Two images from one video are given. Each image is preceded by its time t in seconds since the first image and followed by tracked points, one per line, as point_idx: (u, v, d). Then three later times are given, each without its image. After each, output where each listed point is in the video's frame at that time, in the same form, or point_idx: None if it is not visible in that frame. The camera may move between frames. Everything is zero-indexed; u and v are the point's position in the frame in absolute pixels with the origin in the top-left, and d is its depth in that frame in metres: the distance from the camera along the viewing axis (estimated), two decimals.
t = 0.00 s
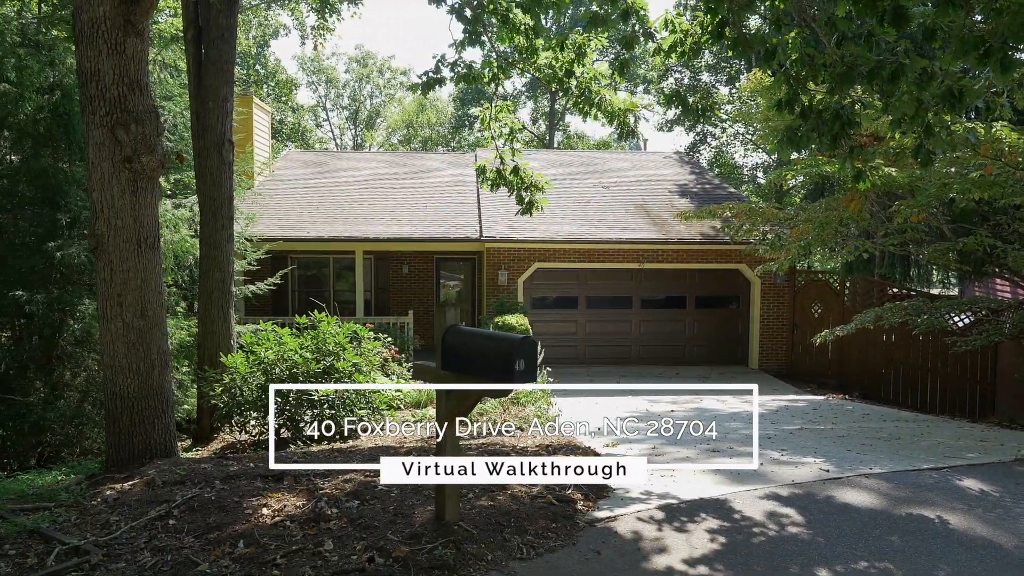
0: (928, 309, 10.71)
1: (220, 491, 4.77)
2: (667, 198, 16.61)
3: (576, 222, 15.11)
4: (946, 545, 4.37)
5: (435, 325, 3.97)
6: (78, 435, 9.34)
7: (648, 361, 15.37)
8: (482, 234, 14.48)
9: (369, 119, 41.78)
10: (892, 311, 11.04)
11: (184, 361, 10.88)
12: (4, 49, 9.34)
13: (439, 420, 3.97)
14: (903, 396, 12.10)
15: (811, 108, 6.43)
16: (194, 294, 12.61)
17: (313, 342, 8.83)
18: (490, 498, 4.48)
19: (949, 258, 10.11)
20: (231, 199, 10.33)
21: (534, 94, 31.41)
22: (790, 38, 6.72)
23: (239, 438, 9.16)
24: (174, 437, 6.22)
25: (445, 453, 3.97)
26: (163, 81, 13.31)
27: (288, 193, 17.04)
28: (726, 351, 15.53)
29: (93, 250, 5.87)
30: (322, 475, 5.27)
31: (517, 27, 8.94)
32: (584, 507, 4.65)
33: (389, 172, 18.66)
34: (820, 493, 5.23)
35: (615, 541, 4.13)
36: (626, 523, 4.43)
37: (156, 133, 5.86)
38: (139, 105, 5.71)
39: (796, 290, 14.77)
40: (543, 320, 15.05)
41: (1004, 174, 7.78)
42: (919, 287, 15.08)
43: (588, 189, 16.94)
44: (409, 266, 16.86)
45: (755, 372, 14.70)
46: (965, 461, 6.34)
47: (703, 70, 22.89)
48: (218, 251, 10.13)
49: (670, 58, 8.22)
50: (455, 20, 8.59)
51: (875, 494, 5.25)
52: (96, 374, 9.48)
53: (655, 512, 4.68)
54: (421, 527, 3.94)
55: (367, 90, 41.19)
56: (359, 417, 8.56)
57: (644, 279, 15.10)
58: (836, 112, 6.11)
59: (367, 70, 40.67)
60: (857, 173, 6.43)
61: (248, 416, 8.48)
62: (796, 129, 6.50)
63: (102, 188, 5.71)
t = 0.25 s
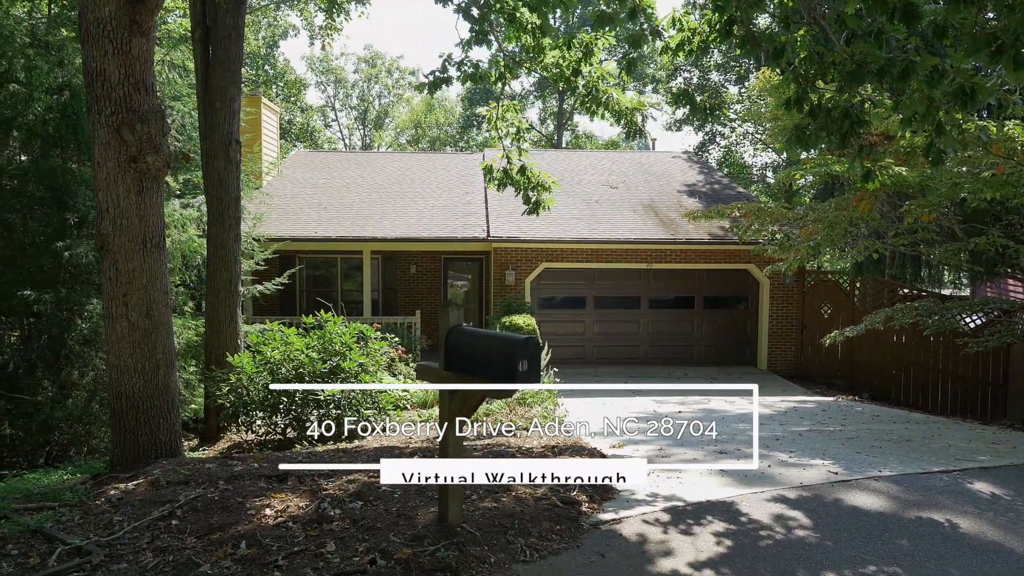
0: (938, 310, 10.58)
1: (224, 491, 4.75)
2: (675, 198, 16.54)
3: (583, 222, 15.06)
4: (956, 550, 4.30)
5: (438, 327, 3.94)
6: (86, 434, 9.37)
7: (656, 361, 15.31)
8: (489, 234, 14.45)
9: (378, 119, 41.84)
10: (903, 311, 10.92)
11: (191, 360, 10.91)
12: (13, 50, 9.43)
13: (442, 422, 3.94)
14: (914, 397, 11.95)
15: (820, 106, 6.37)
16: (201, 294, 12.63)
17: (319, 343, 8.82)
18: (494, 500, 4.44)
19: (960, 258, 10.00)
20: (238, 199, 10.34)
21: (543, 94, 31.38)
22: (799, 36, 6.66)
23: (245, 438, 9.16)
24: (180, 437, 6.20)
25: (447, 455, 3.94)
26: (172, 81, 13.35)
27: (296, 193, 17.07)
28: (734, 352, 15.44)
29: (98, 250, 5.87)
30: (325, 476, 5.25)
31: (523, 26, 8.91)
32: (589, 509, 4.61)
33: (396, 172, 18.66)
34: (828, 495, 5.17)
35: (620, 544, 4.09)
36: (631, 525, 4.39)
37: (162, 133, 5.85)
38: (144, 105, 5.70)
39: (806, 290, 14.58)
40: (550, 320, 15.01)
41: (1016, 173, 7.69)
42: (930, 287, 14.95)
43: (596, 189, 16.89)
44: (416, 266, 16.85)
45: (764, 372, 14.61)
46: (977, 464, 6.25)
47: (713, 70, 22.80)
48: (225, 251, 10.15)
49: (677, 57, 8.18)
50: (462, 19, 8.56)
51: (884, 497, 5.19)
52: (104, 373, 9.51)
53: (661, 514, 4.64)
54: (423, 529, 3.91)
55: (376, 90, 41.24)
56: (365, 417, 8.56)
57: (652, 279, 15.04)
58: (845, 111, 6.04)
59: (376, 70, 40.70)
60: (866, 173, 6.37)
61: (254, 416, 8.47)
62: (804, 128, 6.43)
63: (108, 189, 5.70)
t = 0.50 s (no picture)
0: (945, 310, 10.47)
1: (221, 492, 4.71)
2: (679, 197, 16.46)
3: (587, 222, 14.99)
4: (963, 554, 4.23)
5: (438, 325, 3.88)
6: (88, 434, 9.37)
7: (660, 362, 15.23)
8: (493, 233, 14.41)
9: (383, 119, 41.85)
10: (909, 311, 10.81)
11: (194, 359, 10.89)
12: (16, 49, 9.46)
13: (442, 422, 3.88)
14: (920, 400, 11.82)
15: (825, 105, 6.30)
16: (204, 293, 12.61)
17: (321, 342, 8.79)
18: (493, 502, 4.38)
19: (968, 258, 9.90)
20: (241, 198, 10.30)
21: (548, 94, 31.32)
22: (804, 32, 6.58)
23: (247, 438, 9.13)
24: (179, 437, 6.16)
25: (448, 457, 3.90)
26: (175, 81, 13.35)
27: (300, 192, 17.04)
28: (739, 352, 15.35)
29: (97, 249, 5.83)
30: (324, 477, 5.20)
31: (527, 24, 8.85)
32: (590, 511, 4.56)
33: (400, 172, 18.62)
34: (833, 498, 5.10)
35: (621, 547, 4.03)
36: (633, 528, 4.32)
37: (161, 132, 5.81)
38: (142, 102, 5.65)
39: (811, 289, 14.31)
40: (554, 320, 14.95)
41: None
42: (937, 288, 14.84)
43: (600, 189, 16.82)
44: (420, 266, 16.81)
45: (769, 373, 14.52)
46: (984, 466, 6.16)
47: (718, 69, 22.71)
48: (227, 251, 10.13)
49: (681, 55, 8.11)
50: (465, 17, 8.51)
51: (889, 500, 5.11)
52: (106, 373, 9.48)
53: (663, 517, 4.57)
54: (421, 531, 3.86)
55: (380, 90, 41.27)
56: (366, 417, 8.53)
57: (656, 279, 14.97)
58: (851, 108, 5.96)
59: (381, 70, 40.73)
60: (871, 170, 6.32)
61: (255, 416, 8.44)
62: (809, 125, 6.36)
63: (106, 187, 5.66)
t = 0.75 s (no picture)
0: (948, 310, 10.37)
1: (213, 494, 4.63)
2: (681, 197, 16.38)
3: (588, 221, 14.92)
4: (968, 558, 4.14)
5: (431, 325, 3.78)
6: (85, 434, 9.30)
7: (662, 362, 15.15)
8: (493, 233, 14.34)
9: (384, 119, 41.80)
10: (912, 311, 10.71)
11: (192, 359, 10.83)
12: (14, 47, 9.32)
13: (436, 423, 3.81)
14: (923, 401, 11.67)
15: (828, 102, 6.21)
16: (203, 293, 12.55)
17: (319, 342, 8.74)
18: (489, 505, 4.31)
19: (971, 257, 9.80)
20: (239, 197, 10.24)
21: (549, 93, 31.24)
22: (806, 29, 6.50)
23: (244, 439, 9.08)
24: (174, 437, 6.10)
25: (442, 460, 3.81)
26: (173, 79, 13.29)
27: (300, 192, 16.97)
28: (741, 352, 15.27)
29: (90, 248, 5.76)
30: (319, 479, 5.13)
31: (526, 21, 8.77)
32: (588, 514, 4.49)
33: (401, 171, 18.55)
34: (835, 501, 5.02)
35: (618, 552, 3.95)
36: (631, 531, 4.24)
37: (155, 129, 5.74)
38: (136, 100, 5.59)
39: (813, 289, 14.29)
40: (555, 320, 14.88)
41: None
42: (941, 288, 14.72)
43: (601, 188, 16.75)
44: (420, 265, 16.74)
45: (771, 373, 14.43)
46: (989, 469, 6.07)
47: (720, 68, 22.62)
48: (226, 250, 10.07)
49: (682, 53, 8.05)
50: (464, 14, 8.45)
51: (893, 503, 5.02)
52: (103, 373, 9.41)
53: (662, 520, 4.50)
54: (414, 535, 3.79)
55: (382, 89, 41.24)
56: (364, 418, 8.48)
57: (657, 279, 14.89)
58: (853, 105, 5.88)
59: (383, 70, 40.70)
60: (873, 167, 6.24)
61: (252, 416, 8.38)
62: (811, 122, 6.28)
63: (99, 185, 5.60)
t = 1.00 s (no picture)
0: (951, 310, 10.27)
1: (202, 499, 4.54)
2: (682, 196, 16.28)
3: (588, 221, 14.83)
4: (972, 564, 4.05)
5: (426, 327, 3.73)
6: (78, 436, 9.22)
7: (662, 362, 15.06)
8: (492, 232, 14.25)
9: (384, 118, 41.71)
10: (914, 312, 10.61)
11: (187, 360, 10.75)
12: (8, 45, 9.21)
13: (429, 426, 3.72)
14: (924, 401, 11.59)
15: (829, 99, 6.12)
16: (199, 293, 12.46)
17: (316, 342, 8.66)
18: (484, 510, 4.22)
19: (974, 257, 9.70)
20: (234, 196, 10.16)
21: (550, 92, 31.14)
22: (807, 25, 6.40)
23: (240, 440, 8.99)
24: (165, 440, 6.01)
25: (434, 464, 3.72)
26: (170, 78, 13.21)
27: (298, 191, 16.88)
28: (742, 352, 15.18)
29: (79, 247, 5.67)
30: (311, 483, 5.04)
31: (524, 19, 8.68)
32: (584, 519, 4.40)
33: (400, 170, 18.46)
34: (836, 505, 4.93)
35: (615, 558, 3.86)
36: (628, 537, 4.16)
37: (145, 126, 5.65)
38: (126, 96, 5.50)
39: (814, 290, 14.21)
40: (554, 320, 14.80)
41: None
42: (943, 288, 14.61)
43: (601, 187, 16.65)
44: (420, 265, 16.67)
45: (772, 374, 14.33)
46: (993, 472, 5.97)
47: (721, 66, 22.52)
48: (221, 249, 9.99)
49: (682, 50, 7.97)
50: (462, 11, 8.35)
51: (896, 507, 4.93)
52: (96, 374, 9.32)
53: (659, 525, 4.40)
54: (406, 541, 3.70)
55: (382, 89, 41.16)
56: (361, 419, 8.40)
57: (657, 279, 14.80)
58: (855, 102, 5.78)
59: (382, 69, 40.63)
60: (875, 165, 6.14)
61: (247, 418, 8.30)
62: (812, 120, 6.16)
63: (89, 183, 5.50)
